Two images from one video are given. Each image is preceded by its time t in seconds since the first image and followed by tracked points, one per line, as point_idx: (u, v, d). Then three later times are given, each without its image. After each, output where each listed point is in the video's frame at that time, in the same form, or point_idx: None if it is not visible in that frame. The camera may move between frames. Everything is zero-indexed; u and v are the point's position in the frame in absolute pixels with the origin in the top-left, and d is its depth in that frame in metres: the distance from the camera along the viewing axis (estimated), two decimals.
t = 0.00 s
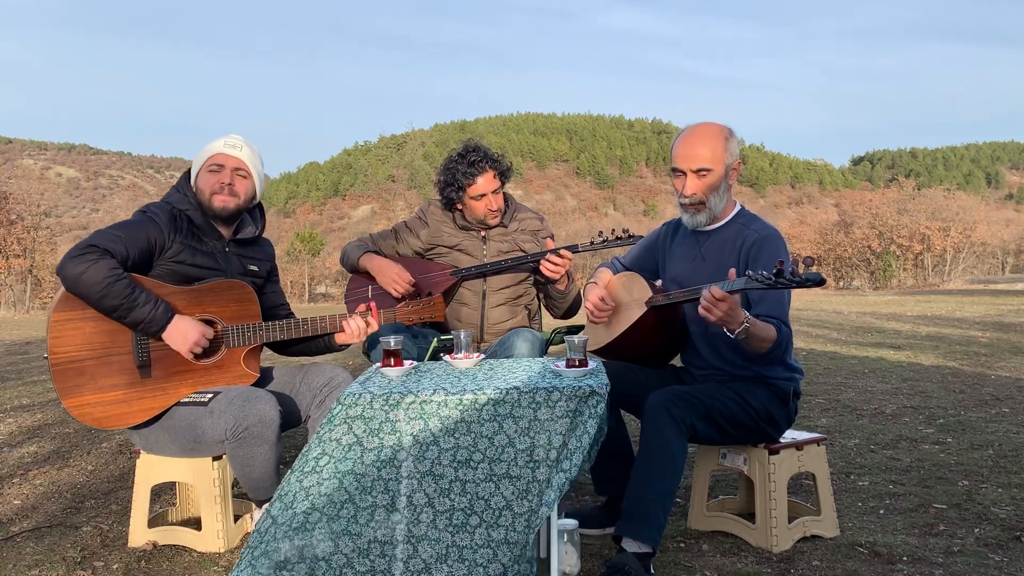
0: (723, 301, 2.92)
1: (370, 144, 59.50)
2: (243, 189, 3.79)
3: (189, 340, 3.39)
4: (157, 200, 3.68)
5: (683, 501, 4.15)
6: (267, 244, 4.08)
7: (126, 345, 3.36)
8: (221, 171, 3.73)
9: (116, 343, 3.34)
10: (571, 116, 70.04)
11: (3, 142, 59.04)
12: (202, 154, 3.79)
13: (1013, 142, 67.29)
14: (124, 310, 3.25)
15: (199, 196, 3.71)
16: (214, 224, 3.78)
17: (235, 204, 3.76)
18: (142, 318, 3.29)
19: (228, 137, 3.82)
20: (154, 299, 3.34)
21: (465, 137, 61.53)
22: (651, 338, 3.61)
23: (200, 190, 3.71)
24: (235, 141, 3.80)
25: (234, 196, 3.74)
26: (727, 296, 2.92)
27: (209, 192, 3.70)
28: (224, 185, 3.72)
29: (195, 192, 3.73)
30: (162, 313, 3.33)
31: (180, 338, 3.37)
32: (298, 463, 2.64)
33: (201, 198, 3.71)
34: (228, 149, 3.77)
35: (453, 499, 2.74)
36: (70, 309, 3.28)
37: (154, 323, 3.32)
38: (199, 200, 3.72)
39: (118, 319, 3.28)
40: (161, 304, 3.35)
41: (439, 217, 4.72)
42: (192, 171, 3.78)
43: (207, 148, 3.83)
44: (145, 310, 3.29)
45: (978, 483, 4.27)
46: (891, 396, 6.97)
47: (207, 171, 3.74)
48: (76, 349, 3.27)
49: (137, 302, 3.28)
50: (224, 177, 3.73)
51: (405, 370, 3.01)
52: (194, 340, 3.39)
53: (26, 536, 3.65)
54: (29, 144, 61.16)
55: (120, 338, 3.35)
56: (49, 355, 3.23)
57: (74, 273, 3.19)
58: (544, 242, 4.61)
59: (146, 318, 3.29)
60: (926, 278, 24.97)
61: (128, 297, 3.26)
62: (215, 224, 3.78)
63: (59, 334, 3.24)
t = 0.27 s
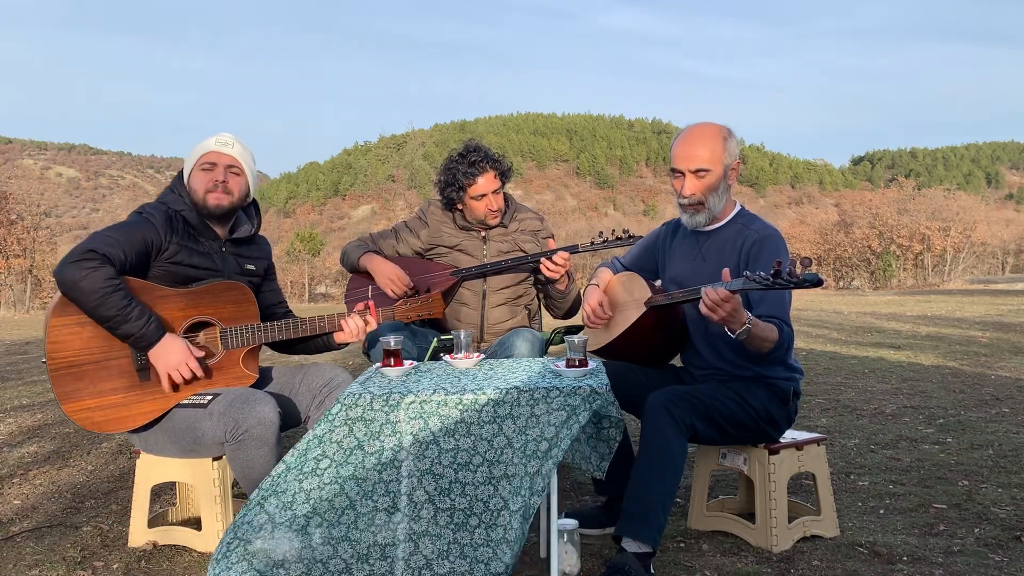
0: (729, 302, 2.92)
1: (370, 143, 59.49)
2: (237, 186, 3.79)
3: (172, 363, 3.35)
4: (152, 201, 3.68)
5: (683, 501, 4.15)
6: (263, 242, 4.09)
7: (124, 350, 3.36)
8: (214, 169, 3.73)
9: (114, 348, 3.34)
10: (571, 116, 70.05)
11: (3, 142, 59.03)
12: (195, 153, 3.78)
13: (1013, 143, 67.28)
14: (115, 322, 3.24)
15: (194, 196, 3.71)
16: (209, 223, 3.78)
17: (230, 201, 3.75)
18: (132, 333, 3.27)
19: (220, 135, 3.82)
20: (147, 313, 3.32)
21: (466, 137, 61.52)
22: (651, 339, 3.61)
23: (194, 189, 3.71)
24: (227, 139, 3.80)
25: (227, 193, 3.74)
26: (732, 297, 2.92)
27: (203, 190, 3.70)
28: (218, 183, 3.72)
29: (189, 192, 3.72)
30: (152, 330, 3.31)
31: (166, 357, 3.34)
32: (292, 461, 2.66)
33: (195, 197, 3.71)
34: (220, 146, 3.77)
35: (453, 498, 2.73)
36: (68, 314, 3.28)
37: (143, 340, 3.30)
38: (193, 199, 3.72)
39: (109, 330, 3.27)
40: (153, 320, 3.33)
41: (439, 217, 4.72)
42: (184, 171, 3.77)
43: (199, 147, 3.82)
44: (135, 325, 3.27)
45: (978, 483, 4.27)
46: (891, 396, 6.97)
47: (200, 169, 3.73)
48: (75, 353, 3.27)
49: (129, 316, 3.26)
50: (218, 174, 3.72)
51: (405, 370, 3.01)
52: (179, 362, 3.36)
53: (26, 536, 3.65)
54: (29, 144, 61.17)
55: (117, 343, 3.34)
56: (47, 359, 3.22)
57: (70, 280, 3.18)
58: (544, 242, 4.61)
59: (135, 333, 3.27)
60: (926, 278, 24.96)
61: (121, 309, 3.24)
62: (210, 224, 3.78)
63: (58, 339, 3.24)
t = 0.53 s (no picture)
0: (730, 302, 2.92)
1: (370, 144, 59.51)
2: (233, 184, 3.79)
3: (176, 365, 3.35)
4: (147, 202, 3.67)
5: (683, 501, 4.15)
6: (259, 240, 4.10)
7: (123, 352, 3.36)
8: (209, 168, 3.73)
9: (113, 351, 3.34)
10: (571, 116, 70.05)
11: (3, 142, 59.03)
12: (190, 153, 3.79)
13: (1013, 143, 67.27)
14: (114, 326, 3.24)
15: (190, 195, 3.71)
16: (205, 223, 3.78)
17: (226, 200, 3.75)
18: (131, 336, 3.27)
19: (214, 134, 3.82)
20: (146, 317, 3.33)
21: (465, 137, 61.52)
22: (651, 338, 3.61)
23: (190, 189, 3.72)
24: (221, 137, 3.80)
25: (224, 191, 3.74)
26: (732, 297, 2.93)
27: (199, 189, 3.71)
28: (214, 181, 3.72)
29: (185, 192, 3.73)
30: (152, 334, 3.31)
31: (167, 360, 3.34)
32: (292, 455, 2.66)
33: (191, 197, 3.72)
34: (214, 144, 3.77)
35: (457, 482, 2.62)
36: (67, 317, 3.28)
37: (143, 343, 3.30)
38: (190, 199, 3.73)
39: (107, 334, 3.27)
40: (152, 323, 3.33)
41: (439, 217, 4.72)
42: (179, 171, 3.77)
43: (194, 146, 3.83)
44: (135, 328, 3.27)
45: (978, 483, 4.27)
46: (891, 396, 6.97)
47: (195, 168, 3.74)
48: (74, 357, 3.27)
49: (129, 320, 3.26)
50: (214, 173, 3.73)
51: (405, 370, 3.01)
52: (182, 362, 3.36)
53: (26, 536, 3.65)
54: (29, 144, 61.18)
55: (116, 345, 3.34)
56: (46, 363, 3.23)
57: (68, 283, 3.20)
58: (544, 242, 4.61)
59: (135, 337, 3.27)
60: (926, 279, 24.96)
61: (120, 313, 3.25)
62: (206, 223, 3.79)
63: (56, 342, 3.24)
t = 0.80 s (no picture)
0: (730, 304, 2.93)
1: (370, 143, 59.51)
2: (231, 185, 3.79)
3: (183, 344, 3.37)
4: (146, 203, 3.69)
5: (683, 501, 4.15)
6: (259, 240, 4.09)
7: (118, 351, 3.36)
8: (207, 169, 3.74)
9: (110, 351, 3.35)
10: (571, 116, 70.05)
11: (3, 142, 59.02)
12: (188, 153, 3.79)
13: (1013, 143, 67.27)
14: (115, 317, 3.24)
15: (188, 196, 3.71)
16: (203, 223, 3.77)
17: (224, 200, 3.76)
18: (133, 325, 3.27)
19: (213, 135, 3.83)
20: (145, 306, 3.33)
21: (465, 137, 61.52)
22: (651, 339, 3.61)
23: (188, 189, 3.71)
24: (220, 137, 3.80)
25: (223, 192, 3.75)
26: (733, 298, 2.93)
27: (197, 190, 3.70)
28: (212, 183, 3.73)
29: (183, 192, 3.73)
30: (152, 320, 3.32)
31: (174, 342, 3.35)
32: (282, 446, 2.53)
33: (189, 197, 3.71)
34: (213, 145, 3.78)
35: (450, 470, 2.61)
36: (63, 317, 3.31)
37: (146, 331, 3.30)
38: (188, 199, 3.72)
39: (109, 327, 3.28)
40: (151, 312, 3.33)
41: (439, 217, 4.72)
42: (177, 172, 3.77)
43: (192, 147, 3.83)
44: (135, 317, 3.28)
45: (978, 483, 4.27)
46: (891, 396, 6.98)
47: (193, 169, 3.74)
48: (70, 356, 3.29)
49: (128, 309, 3.27)
50: (212, 174, 3.73)
51: (405, 370, 3.01)
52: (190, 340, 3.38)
53: (26, 536, 3.65)
54: (29, 144, 61.17)
55: (112, 344, 3.36)
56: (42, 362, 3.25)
57: (64, 280, 3.21)
58: (544, 242, 4.61)
59: (136, 326, 3.28)
60: (926, 279, 24.95)
61: (118, 304, 3.25)
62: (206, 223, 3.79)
63: (52, 342, 3.26)
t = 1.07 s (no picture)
0: (729, 302, 2.93)
1: (371, 144, 59.52)
2: (236, 187, 3.77)
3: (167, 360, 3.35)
4: (151, 201, 3.69)
5: (683, 501, 4.15)
6: (263, 242, 4.08)
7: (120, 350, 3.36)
8: (213, 170, 3.71)
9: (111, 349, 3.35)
10: (571, 116, 70.05)
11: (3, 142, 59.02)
12: (194, 154, 3.77)
13: (1013, 143, 67.28)
14: (113, 319, 3.24)
15: (193, 196, 3.70)
16: (207, 224, 3.77)
17: (229, 202, 3.74)
18: (129, 330, 3.27)
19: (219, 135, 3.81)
20: (145, 310, 3.33)
21: (466, 137, 61.52)
22: (651, 339, 3.61)
23: (193, 190, 3.69)
24: (226, 139, 3.79)
25: (227, 194, 3.73)
26: (731, 297, 2.93)
27: (202, 191, 3.68)
28: (217, 184, 3.70)
29: (188, 192, 3.71)
30: (151, 326, 3.32)
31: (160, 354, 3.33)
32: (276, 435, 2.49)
33: (194, 198, 3.70)
34: (220, 146, 3.76)
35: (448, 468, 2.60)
36: (65, 314, 3.29)
37: (141, 337, 3.30)
38: (193, 200, 3.70)
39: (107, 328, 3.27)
40: (151, 316, 3.34)
41: (440, 217, 4.72)
42: (183, 171, 3.75)
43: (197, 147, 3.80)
44: (133, 321, 3.28)
45: (978, 483, 4.27)
46: (891, 396, 6.98)
47: (198, 170, 3.71)
48: (72, 353, 3.28)
49: (127, 313, 3.27)
50: (217, 175, 3.71)
51: (405, 370, 3.01)
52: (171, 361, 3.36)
53: (26, 536, 3.65)
54: (29, 144, 61.18)
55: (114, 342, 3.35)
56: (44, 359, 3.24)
57: (66, 279, 3.20)
58: (544, 242, 4.61)
59: (134, 330, 3.28)
60: (926, 279, 24.95)
61: (118, 306, 3.25)
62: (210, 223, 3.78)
63: (54, 338, 3.25)
